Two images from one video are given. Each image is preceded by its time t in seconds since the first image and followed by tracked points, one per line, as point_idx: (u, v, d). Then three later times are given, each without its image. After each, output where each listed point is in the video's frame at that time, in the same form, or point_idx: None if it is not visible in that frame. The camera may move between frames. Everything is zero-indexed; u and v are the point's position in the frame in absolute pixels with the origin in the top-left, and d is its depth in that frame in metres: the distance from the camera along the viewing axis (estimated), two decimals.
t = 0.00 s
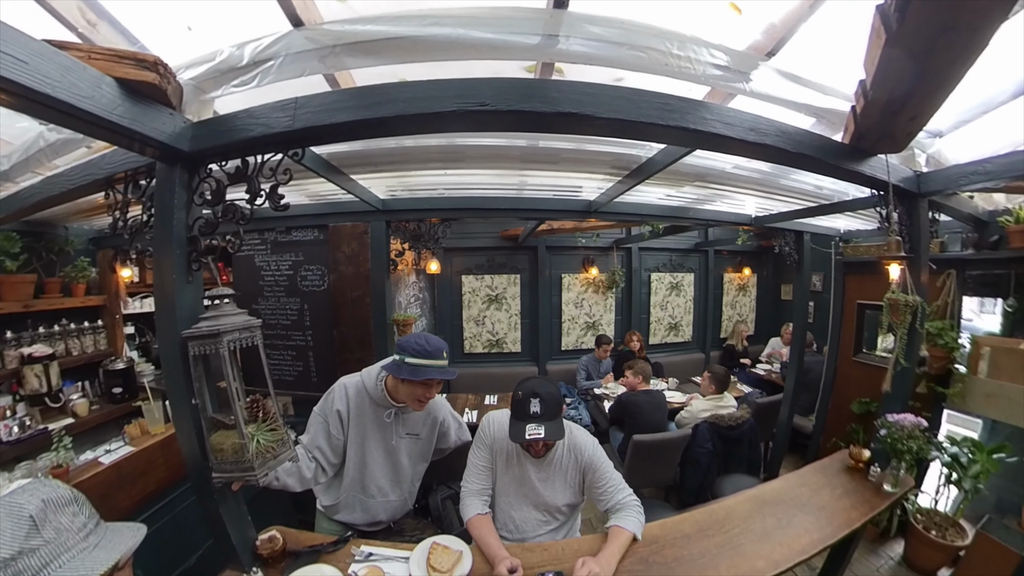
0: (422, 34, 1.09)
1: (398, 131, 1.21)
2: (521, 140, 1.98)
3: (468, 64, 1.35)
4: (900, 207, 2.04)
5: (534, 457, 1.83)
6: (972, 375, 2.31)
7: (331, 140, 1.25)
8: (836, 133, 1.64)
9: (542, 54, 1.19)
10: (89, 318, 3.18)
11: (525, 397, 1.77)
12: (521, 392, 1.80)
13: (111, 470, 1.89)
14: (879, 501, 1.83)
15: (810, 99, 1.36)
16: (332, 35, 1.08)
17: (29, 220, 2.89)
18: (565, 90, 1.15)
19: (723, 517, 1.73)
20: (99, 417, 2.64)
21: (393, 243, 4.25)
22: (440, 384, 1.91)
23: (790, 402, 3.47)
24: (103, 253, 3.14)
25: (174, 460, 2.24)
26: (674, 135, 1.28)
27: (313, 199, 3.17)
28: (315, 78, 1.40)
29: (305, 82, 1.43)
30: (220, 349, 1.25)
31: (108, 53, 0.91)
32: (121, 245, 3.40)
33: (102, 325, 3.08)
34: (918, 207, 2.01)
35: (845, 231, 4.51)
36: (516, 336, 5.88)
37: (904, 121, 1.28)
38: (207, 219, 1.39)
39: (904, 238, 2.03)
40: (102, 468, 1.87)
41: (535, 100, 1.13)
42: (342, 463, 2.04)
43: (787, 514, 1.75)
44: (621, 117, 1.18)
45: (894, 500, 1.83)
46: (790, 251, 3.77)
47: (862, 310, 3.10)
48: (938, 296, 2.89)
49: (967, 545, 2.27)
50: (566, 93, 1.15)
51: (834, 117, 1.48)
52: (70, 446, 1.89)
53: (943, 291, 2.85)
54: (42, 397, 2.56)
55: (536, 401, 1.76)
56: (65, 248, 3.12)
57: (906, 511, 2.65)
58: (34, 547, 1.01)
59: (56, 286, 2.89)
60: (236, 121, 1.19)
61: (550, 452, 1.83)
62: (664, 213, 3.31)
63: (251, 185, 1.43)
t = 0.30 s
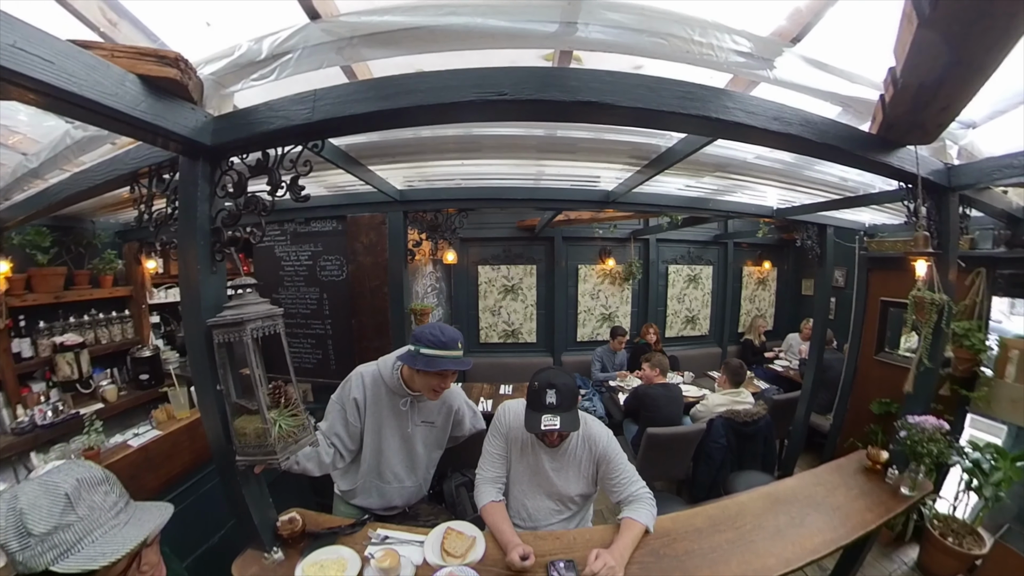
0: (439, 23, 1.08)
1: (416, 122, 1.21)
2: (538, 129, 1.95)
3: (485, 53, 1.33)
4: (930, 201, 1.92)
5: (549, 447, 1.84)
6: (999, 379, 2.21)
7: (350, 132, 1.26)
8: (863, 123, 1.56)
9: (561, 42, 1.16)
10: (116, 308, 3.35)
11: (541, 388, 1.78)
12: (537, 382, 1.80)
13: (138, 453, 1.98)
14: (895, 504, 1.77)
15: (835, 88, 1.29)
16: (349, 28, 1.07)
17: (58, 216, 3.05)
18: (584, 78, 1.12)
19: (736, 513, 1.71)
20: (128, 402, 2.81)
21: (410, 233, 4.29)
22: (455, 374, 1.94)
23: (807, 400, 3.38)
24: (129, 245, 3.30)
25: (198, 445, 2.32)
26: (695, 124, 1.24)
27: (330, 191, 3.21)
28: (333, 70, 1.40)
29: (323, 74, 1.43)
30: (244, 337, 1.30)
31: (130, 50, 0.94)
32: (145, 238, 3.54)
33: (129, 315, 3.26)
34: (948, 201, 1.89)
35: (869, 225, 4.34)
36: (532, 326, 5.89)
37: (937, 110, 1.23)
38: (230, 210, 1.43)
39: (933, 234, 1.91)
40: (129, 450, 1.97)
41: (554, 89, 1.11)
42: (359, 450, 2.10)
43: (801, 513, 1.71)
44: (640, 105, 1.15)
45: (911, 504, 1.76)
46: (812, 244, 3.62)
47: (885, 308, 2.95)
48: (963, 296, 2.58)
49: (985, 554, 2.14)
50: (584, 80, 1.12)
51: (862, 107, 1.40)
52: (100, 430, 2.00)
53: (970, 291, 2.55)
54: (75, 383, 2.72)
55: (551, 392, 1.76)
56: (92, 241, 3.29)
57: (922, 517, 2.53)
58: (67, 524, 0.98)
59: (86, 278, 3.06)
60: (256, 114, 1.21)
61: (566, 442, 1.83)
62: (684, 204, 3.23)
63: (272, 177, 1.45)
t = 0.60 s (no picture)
0: (454, 11, 1.06)
1: (432, 112, 1.20)
2: (555, 118, 1.92)
3: (500, 40, 1.30)
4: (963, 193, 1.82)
5: (563, 436, 1.84)
6: None
7: (366, 124, 1.27)
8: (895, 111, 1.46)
9: (578, 28, 1.12)
10: (144, 299, 3.53)
11: (556, 378, 1.78)
12: (553, 372, 1.80)
13: (166, 437, 2.09)
14: (913, 508, 1.71)
15: (863, 73, 1.21)
16: (363, 20, 1.07)
17: (87, 212, 3.21)
18: (601, 65, 1.09)
19: (750, 509, 1.69)
20: (157, 388, 2.99)
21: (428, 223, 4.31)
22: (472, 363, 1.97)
23: (826, 399, 3.27)
24: (155, 239, 3.50)
25: (222, 429, 2.42)
26: (716, 112, 1.19)
27: (348, 181, 3.21)
28: (348, 63, 1.40)
29: (338, 66, 1.44)
30: (266, 326, 1.34)
31: (150, 50, 0.96)
32: (170, 232, 3.67)
33: (156, 306, 3.45)
34: (983, 193, 1.79)
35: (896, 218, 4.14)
36: (549, 316, 5.89)
37: (974, 97, 1.18)
38: (250, 203, 1.47)
39: (965, 230, 1.85)
40: (157, 434, 2.07)
41: (571, 77, 1.08)
42: (377, 436, 2.16)
43: (816, 512, 1.68)
44: (661, 91, 1.12)
45: (930, 509, 1.70)
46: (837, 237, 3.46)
47: (913, 305, 2.81)
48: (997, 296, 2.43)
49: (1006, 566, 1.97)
50: (602, 67, 1.09)
51: (893, 94, 1.32)
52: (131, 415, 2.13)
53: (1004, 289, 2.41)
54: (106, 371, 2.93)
55: (567, 383, 1.76)
56: (120, 235, 3.45)
57: (942, 523, 2.43)
58: (98, 500, 1.00)
59: (116, 271, 3.24)
60: (274, 107, 1.23)
61: (580, 433, 1.83)
62: (705, 193, 3.13)
63: (290, 169, 1.48)
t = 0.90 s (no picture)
0: None
1: (444, 102, 1.19)
2: (571, 105, 1.88)
3: (513, 27, 1.27)
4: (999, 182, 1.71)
5: (577, 426, 1.85)
6: None
7: (379, 115, 1.27)
8: (926, 93, 1.37)
9: (592, 11, 1.08)
10: (170, 291, 3.70)
11: (570, 368, 1.77)
12: (567, 362, 1.80)
13: (192, 423, 2.20)
14: (932, 513, 1.63)
15: (894, 54, 1.13)
16: (372, 12, 1.06)
17: (114, 210, 3.34)
18: (616, 50, 1.05)
19: (764, 505, 1.67)
20: (184, 376, 3.17)
21: (444, 213, 4.33)
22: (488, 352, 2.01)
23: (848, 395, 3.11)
24: (179, 233, 3.66)
25: (245, 416, 2.53)
26: (736, 96, 1.14)
27: (366, 173, 3.26)
28: (360, 55, 1.40)
29: (351, 59, 1.43)
30: (285, 316, 1.38)
31: (165, 50, 0.99)
32: (193, 226, 3.79)
33: (182, 298, 3.63)
34: None
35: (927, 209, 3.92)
36: (566, 306, 5.88)
37: (1015, 79, 1.12)
38: (268, 196, 1.50)
39: (1001, 223, 1.73)
40: (184, 421, 2.19)
41: (586, 62, 1.05)
42: (394, 423, 2.21)
43: (830, 512, 1.63)
44: (678, 76, 1.07)
45: (952, 515, 1.61)
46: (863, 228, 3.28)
47: (941, 301, 2.78)
48: None
49: None
50: (616, 51, 1.06)
51: (926, 76, 1.23)
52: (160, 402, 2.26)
53: None
54: (136, 360, 3.11)
55: (580, 372, 1.76)
56: (144, 231, 3.59)
57: (963, 530, 2.30)
58: (123, 477, 1.06)
59: (144, 264, 3.40)
60: (289, 102, 1.25)
61: (594, 423, 1.83)
62: (726, 181, 3.03)
63: (306, 162, 1.50)
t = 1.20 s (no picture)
0: None
1: (462, 91, 1.18)
2: (590, 93, 1.84)
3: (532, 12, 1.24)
4: None
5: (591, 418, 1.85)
6: None
7: (396, 105, 1.27)
8: (962, 82, 1.28)
9: None
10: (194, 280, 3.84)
11: (586, 359, 1.77)
12: (583, 353, 1.80)
13: (216, 407, 2.29)
14: (951, 522, 1.57)
15: (929, 40, 1.06)
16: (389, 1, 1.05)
17: (140, 202, 3.48)
18: (637, 35, 1.02)
19: (776, 505, 1.65)
20: (207, 361, 3.33)
21: (461, 203, 4.34)
22: (505, 340, 2.03)
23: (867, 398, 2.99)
24: (202, 223, 3.78)
25: (265, 400, 2.63)
26: (760, 84, 1.10)
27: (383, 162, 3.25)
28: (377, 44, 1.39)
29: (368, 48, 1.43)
30: (305, 303, 1.42)
31: (185, 45, 1.01)
32: (215, 217, 3.91)
33: (206, 286, 3.77)
34: None
35: (959, 206, 3.72)
36: (582, 297, 5.86)
37: None
38: (288, 186, 1.53)
39: None
40: (209, 404, 2.29)
41: (607, 48, 1.02)
42: (411, 410, 2.26)
43: (844, 514, 1.60)
44: (702, 62, 1.03)
45: (970, 524, 1.55)
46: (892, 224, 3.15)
47: (971, 302, 2.63)
48: None
49: None
50: (638, 37, 1.02)
51: (963, 63, 1.16)
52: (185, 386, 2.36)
53: None
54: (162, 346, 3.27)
55: (596, 364, 1.75)
56: (169, 222, 3.74)
57: (981, 541, 2.23)
58: (136, 454, 1.11)
59: (168, 254, 3.54)
60: (307, 92, 1.27)
61: (608, 415, 1.83)
62: (749, 171, 2.93)
63: (325, 153, 1.52)
